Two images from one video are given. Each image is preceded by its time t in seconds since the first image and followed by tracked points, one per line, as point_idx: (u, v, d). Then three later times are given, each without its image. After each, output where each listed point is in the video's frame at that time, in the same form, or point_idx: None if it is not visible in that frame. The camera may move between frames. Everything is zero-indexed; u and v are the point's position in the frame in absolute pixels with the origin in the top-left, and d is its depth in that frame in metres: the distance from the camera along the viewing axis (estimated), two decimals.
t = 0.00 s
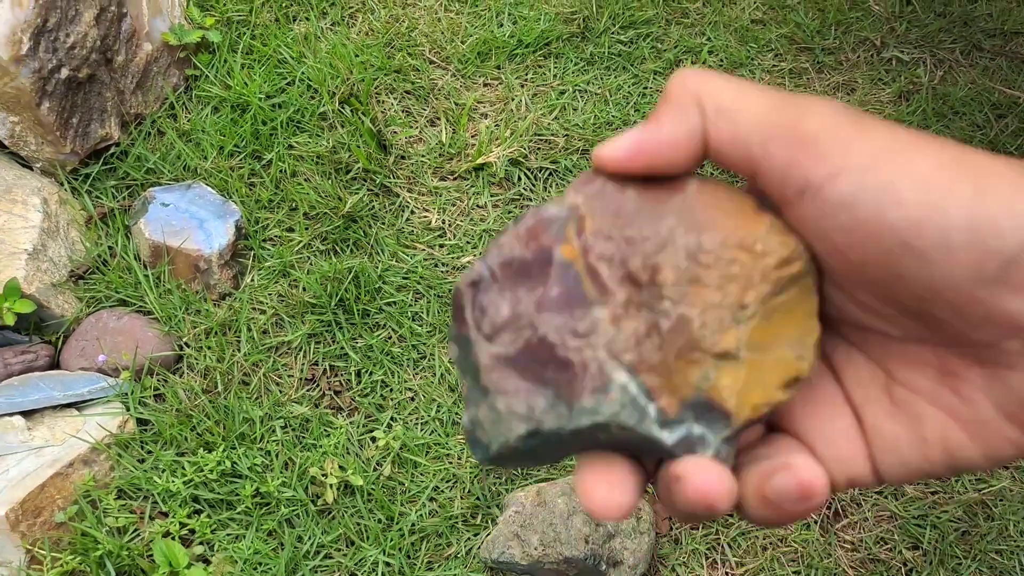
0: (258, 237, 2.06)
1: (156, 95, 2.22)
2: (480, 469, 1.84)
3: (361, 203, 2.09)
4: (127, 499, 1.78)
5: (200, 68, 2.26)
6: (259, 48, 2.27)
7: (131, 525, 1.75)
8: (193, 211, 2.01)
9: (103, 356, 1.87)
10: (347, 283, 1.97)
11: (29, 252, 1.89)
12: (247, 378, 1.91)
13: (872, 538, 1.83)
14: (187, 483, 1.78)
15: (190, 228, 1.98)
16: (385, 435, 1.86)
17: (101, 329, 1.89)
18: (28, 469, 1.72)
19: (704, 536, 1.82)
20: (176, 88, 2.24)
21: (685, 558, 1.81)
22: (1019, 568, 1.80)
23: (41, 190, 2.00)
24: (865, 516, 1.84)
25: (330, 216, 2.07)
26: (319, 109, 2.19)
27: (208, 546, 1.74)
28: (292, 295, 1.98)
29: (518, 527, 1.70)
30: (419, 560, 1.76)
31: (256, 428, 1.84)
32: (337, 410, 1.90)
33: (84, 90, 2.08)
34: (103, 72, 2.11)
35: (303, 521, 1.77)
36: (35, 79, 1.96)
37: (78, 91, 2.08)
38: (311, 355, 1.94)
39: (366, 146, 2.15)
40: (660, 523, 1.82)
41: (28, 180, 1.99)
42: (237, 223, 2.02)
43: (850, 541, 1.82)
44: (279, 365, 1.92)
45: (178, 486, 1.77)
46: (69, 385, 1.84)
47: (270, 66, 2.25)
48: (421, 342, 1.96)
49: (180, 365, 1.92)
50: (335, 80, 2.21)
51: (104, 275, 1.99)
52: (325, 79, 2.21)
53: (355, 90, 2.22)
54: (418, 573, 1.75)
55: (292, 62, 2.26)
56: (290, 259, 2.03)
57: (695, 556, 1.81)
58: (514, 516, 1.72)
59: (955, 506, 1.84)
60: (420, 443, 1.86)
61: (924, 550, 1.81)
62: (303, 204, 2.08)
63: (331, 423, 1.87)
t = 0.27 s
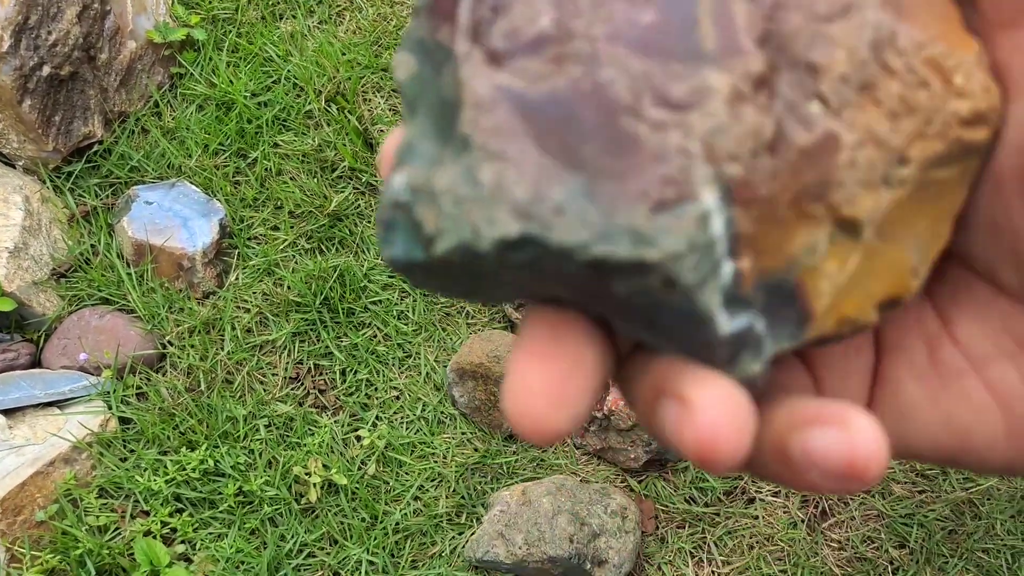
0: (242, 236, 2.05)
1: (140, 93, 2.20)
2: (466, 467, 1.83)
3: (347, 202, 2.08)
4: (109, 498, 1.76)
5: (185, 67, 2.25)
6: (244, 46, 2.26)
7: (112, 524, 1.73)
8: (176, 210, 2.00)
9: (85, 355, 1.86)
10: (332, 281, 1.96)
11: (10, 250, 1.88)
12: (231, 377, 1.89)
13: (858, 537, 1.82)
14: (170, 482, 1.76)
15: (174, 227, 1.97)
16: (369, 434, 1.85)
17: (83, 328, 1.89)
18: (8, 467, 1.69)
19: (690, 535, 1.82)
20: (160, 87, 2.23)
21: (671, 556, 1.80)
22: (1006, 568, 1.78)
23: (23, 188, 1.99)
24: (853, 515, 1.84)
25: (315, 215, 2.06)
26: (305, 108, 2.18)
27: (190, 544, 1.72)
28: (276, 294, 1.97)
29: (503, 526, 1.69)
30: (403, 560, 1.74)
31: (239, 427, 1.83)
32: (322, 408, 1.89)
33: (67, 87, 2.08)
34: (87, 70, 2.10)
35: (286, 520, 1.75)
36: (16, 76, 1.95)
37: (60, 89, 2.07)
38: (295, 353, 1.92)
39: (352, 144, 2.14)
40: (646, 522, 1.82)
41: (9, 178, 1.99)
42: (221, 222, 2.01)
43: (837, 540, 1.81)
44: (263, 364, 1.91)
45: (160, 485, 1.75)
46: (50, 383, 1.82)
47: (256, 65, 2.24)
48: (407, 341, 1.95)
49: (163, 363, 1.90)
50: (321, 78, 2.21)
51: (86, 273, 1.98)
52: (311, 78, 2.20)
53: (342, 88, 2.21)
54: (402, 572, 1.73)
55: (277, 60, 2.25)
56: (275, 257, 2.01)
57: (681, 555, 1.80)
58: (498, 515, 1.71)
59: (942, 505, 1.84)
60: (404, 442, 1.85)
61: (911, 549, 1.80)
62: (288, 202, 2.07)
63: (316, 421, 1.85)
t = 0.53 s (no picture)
0: (241, 242, 2.05)
1: (139, 99, 2.21)
2: (463, 475, 1.84)
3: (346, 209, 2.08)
4: (108, 505, 1.77)
5: (184, 73, 2.26)
6: (243, 53, 2.27)
7: (112, 531, 1.74)
8: (176, 217, 2.01)
9: (84, 362, 1.86)
10: (331, 288, 1.97)
11: (10, 257, 1.89)
12: (229, 385, 1.90)
13: (853, 545, 1.83)
14: (169, 489, 1.77)
15: (174, 234, 1.97)
16: (367, 442, 1.86)
17: (82, 335, 1.89)
18: (8, 474, 1.71)
19: (687, 543, 1.83)
20: (160, 93, 2.23)
21: (667, 564, 1.81)
22: None
23: (24, 195, 2.00)
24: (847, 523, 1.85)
25: (314, 222, 2.07)
26: (303, 114, 2.19)
27: (189, 552, 1.74)
28: (275, 301, 1.98)
29: (501, 534, 1.70)
30: (402, 567, 1.76)
31: (238, 434, 1.83)
32: (320, 416, 1.90)
33: (67, 94, 2.09)
34: (87, 77, 2.11)
35: (285, 528, 1.76)
36: (17, 83, 1.97)
37: (60, 96, 2.08)
38: (293, 361, 1.93)
39: (351, 151, 2.15)
40: (642, 529, 1.83)
41: (9, 185, 1.99)
42: (221, 229, 2.02)
43: (832, 548, 1.83)
44: (261, 371, 1.92)
45: (159, 493, 1.76)
46: (51, 390, 1.84)
47: (254, 72, 2.25)
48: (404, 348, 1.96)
49: (162, 370, 1.91)
50: (319, 85, 2.21)
51: (86, 279, 1.98)
52: (309, 85, 2.21)
53: (340, 95, 2.21)
54: None
55: (275, 67, 2.25)
56: (274, 264, 2.02)
57: (677, 563, 1.81)
58: (496, 524, 1.73)
59: (936, 513, 1.85)
60: (402, 450, 1.86)
61: (905, 557, 1.82)
62: (287, 209, 2.08)
63: (314, 429, 1.86)
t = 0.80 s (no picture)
0: (234, 247, 2.04)
1: (133, 103, 2.20)
2: (456, 482, 1.83)
3: (340, 213, 2.08)
4: (98, 512, 1.76)
5: (178, 76, 2.24)
6: (237, 56, 2.25)
7: (101, 538, 1.73)
8: (168, 221, 2.00)
9: (75, 367, 1.86)
10: (323, 293, 1.96)
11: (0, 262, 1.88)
12: (221, 391, 1.89)
13: (849, 551, 1.82)
14: (159, 496, 1.76)
15: (165, 239, 1.96)
16: (360, 447, 1.85)
17: (74, 340, 1.89)
18: None
19: (681, 550, 1.81)
20: (153, 96, 2.22)
21: (661, 570, 1.80)
22: None
23: (15, 200, 1.99)
24: (843, 530, 1.83)
25: (307, 226, 2.06)
26: (297, 118, 2.18)
27: (179, 559, 1.73)
28: (267, 306, 1.97)
29: (493, 541, 1.67)
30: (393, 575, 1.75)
31: (229, 440, 1.83)
32: (313, 421, 1.89)
33: (59, 98, 2.08)
34: (79, 81, 2.10)
35: (276, 535, 1.75)
36: (7, 88, 1.96)
37: (52, 99, 2.07)
38: (286, 366, 1.92)
39: (345, 155, 2.14)
40: (636, 536, 1.82)
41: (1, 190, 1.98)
42: (213, 233, 2.01)
43: (828, 554, 1.81)
44: (254, 376, 1.91)
45: (149, 500, 1.75)
46: (41, 396, 1.83)
47: (248, 75, 2.23)
48: (397, 353, 1.94)
49: (154, 376, 1.90)
50: (313, 88, 2.20)
51: (78, 285, 1.98)
52: (303, 88, 2.19)
53: (335, 99, 2.20)
54: None
55: (270, 70, 2.24)
56: (266, 269, 2.01)
57: (671, 570, 1.80)
58: (489, 531, 1.68)
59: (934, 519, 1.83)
60: (395, 456, 1.85)
61: (901, 564, 1.80)
62: (280, 213, 2.07)
63: (306, 435, 1.85)
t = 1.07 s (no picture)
0: (234, 248, 2.04)
1: (132, 104, 2.20)
2: (456, 483, 1.83)
3: (340, 214, 2.08)
4: (99, 513, 1.76)
5: (177, 77, 2.24)
6: (237, 57, 2.25)
7: (102, 540, 1.73)
8: (168, 222, 2.00)
9: (75, 368, 1.86)
10: (324, 295, 1.95)
11: None
12: (222, 392, 1.89)
13: (850, 553, 1.82)
14: (159, 498, 1.76)
15: (165, 239, 1.96)
16: (361, 449, 1.84)
17: (74, 341, 1.88)
18: None
19: (682, 551, 1.81)
20: (153, 97, 2.22)
21: (663, 572, 1.80)
22: None
23: (14, 200, 1.98)
24: (844, 531, 1.83)
25: (307, 228, 2.06)
26: (297, 119, 2.17)
27: (180, 560, 1.73)
28: (268, 307, 1.97)
29: (494, 543, 1.68)
30: None
31: (229, 442, 1.82)
32: (314, 423, 1.88)
33: (59, 99, 2.07)
34: (79, 81, 2.09)
35: (277, 536, 1.75)
36: (7, 88, 1.95)
37: (52, 100, 2.06)
38: (286, 367, 1.92)
39: (345, 156, 2.13)
40: (637, 538, 1.82)
41: None
42: (213, 234, 2.00)
43: (829, 555, 1.81)
44: (254, 378, 1.91)
45: (150, 501, 1.75)
46: (40, 397, 1.82)
47: (248, 75, 2.23)
48: (398, 354, 1.94)
49: (154, 377, 1.90)
50: (314, 89, 2.20)
51: (77, 286, 1.97)
52: (304, 89, 2.19)
53: (335, 99, 2.20)
54: None
55: (269, 71, 2.24)
56: (266, 270, 2.01)
57: (672, 571, 1.80)
58: (490, 531, 1.69)
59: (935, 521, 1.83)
60: (396, 457, 1.85)
61: (902, 566, 1.80)
62: (280, 214, 2.07)
63: (307, 436, 1.85)
